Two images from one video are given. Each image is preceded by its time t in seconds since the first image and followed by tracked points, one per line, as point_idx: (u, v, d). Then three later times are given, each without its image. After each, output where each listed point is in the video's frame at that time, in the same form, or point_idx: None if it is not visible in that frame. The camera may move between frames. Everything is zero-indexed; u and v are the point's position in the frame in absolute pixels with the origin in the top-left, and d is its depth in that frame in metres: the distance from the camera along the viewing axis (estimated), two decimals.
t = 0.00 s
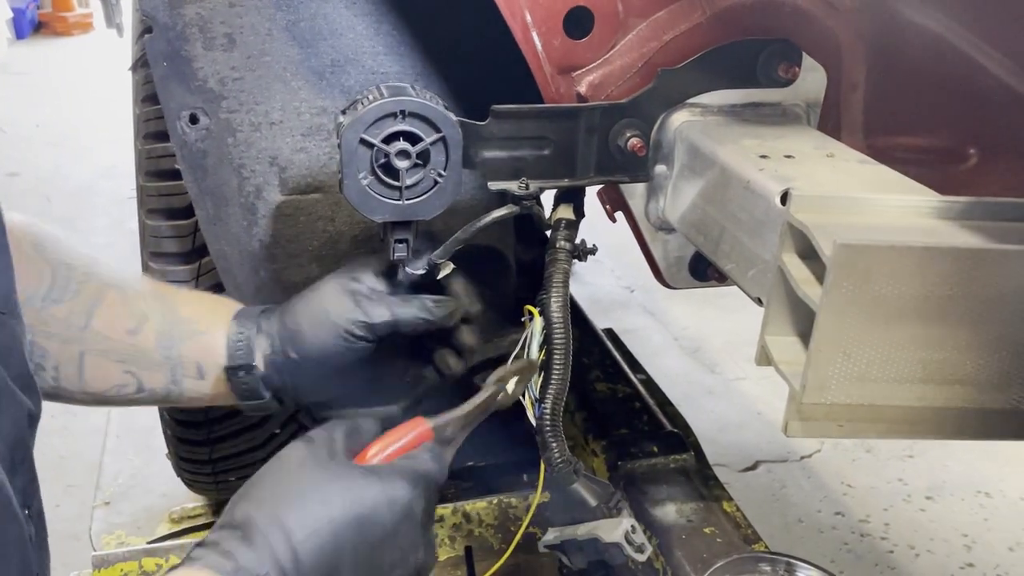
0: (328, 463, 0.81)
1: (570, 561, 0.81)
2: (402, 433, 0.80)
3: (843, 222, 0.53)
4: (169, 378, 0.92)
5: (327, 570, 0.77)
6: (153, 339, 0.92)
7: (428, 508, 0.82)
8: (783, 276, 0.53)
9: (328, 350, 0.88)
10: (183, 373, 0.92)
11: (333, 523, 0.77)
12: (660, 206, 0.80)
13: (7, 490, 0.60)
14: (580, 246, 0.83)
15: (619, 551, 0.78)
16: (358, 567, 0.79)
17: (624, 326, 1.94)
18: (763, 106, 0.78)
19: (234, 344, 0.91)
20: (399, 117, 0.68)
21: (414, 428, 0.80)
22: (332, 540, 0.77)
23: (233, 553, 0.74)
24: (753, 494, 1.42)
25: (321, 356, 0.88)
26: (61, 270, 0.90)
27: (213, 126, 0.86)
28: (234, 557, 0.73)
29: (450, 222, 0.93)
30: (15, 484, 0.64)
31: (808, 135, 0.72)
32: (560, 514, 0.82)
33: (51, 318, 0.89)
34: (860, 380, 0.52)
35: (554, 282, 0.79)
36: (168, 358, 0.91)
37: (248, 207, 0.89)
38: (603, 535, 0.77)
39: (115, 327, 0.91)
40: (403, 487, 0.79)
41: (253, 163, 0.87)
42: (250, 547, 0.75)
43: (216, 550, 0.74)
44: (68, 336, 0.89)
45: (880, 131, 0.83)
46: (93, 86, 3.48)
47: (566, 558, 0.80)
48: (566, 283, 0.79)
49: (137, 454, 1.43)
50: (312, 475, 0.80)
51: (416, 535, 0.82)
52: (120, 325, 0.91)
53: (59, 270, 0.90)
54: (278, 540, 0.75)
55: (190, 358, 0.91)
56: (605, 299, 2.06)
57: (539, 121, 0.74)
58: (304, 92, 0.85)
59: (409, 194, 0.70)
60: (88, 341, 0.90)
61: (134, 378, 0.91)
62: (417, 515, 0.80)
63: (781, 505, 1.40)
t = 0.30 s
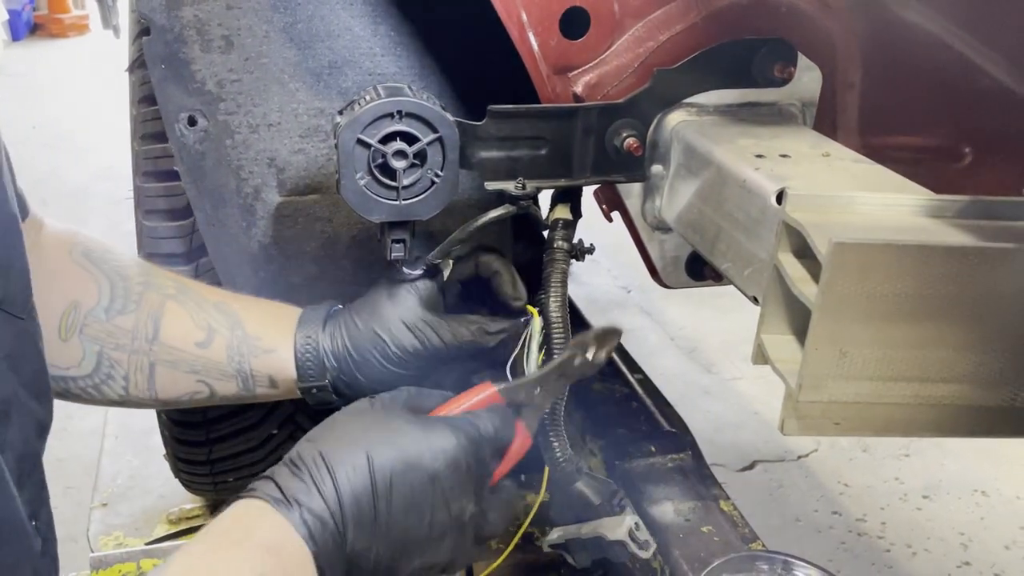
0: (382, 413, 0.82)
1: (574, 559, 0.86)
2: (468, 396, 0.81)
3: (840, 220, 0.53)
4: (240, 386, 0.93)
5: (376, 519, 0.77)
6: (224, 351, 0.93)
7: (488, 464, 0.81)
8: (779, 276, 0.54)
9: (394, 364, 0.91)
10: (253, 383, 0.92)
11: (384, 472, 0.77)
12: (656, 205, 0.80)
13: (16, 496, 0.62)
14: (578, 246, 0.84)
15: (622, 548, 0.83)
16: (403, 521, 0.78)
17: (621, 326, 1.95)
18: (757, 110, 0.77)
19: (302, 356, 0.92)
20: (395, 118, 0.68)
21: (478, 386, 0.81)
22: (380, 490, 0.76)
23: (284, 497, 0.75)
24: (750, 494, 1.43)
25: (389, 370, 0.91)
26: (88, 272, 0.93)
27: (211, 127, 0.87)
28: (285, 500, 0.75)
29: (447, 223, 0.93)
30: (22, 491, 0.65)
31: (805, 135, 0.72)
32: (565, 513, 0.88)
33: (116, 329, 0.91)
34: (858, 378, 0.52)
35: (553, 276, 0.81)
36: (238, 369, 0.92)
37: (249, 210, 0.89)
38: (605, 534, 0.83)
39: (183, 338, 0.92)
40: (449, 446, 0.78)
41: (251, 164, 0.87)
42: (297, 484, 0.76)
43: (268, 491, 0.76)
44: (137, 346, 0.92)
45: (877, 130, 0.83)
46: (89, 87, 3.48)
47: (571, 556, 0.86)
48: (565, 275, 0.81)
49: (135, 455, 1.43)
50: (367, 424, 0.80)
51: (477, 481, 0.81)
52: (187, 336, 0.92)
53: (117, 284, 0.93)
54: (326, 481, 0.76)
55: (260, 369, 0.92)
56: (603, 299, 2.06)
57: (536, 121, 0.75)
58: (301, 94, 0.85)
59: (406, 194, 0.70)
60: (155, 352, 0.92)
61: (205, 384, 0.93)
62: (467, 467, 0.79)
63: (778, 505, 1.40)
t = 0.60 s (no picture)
0: (453, 348, 0.83)
1: (569, 555, 0.90)
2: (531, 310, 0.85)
3: (838, 215, 0.53)
4: (233, 382, 0.92)
5: (472, 438, 0.78)
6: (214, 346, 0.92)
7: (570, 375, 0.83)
8: (778, 270, 0.54)
9: (387, 355, 0.91)
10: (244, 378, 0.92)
11: (467, 397, 0.79)
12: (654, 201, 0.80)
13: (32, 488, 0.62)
14: (574, 243, 0.86)
15: (617, 544, 0.87)
16: (497, 436, 0.79)
17: (619, 326, 1.95)
18: (754, 104, 0.79)
19: (297, 350, 0.92)
20: (394, 115, 0.68)
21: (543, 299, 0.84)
22: (470, 408, 0.79)
23: (390, 423, 0.78)
24: (749, 493, 1.43)
25: (383, 360, 0.91)
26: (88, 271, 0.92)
27: (208, 125, 0.87)
28: (388, 429, 0.77)
29: (446, 220, 0.93)
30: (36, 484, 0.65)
31: (802, 131, 0.72)
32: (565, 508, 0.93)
33: (108, 325, 0.90)
34: (857, 372, 0.52)
35: (548, 276, 0.84)
36: (229, 364, 0.91)
37: (247, 209, 0.90)
38: (601, 531, 0.87)
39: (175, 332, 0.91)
40: (519, 358, 0.80)
41: (249, 163, 0.88)
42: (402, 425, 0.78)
43: (371, 424, 0.79)
44: (130, 342, 0.90)
45: (874, 127, 0.83)
46: (86, 89, 3.47)
47: (566, 553, 0.90)
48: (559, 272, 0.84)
49: (133, 456, 1.43)
50: (449, 347, 0.84)
51: (552, 410, 0.81)
52: (180, 331, 0.91)
53: (110, 280, 0.92)
54: (421, 410, 0.78)
55: (254, 365, 0.91)
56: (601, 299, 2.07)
57: (534, 117, 0.75)
58: (298, 92, 0.85)
59: (405, 191, 0.70)
60: (148, 348, 0.90)
61: (198, 381, 0.92)
62: (546, 384, 0.81)
63: (776, 504, 1.40)
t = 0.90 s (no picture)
0: (474, 352, 0.84)
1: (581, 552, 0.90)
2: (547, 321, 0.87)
3: (831, 214, 0.53)
4: (261, 395, 0.93)
5: (492, 440, 0.79)
6: (239, 362, 0.92)
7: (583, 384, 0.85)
8: (771, 269, 0.54)
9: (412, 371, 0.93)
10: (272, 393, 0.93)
11: (491, 398, 0.79)
12: (648, 202, 0.80)
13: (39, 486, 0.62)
14: (572, 245, 0.87)
15: (629, 543, 0.86)
16: (516, 440, 0.80)
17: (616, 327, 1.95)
18: (747, 105, 0.78)
19: (319, 363, 0.92)
20: (388, 117, 0.69)
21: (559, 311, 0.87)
22: (492, 410, 0.79)
23: (412, 424, 0.78)
24: (746, 493, 1.43)
25: (407, 367, 0.92)
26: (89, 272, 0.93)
27: (207, 130, 0.88)
28: (413, 427, 0.78)
29: (442, 222, 0.93)
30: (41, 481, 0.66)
31: (795, 132, 0.73)
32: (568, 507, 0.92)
33: (133, 340, 0.90)
34: (850, 371, 0.52)
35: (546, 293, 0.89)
36: (256, 380, 0.92)
37: (244, 211, 0.91)
38: (613, 529, 0.86)
39: (208, 349, 0.92)
40: (540, 364, 0.81)
41: (248, 167, 0.88)
42: (425, 422, 0.78)
43: (394, 422, 0.79)
44: (155, 356, 0.91)
45: (868, 129, 0.84)
46: (81, 93, 3.47)
47: (576, 547, 0.90)
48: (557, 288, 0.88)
49: (131, 459, 1.43)
50: (470, 350, 0.84)
51: (566, 417, 0.82)
52: (205, 346, 0.92)
53: (112, 278, 0.91)
54: (445, 410, 0.79)
55: (280, 380, 0.92)
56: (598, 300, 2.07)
57: (529, 120, 0.76)
58: (296, 96, 0.86)
59: (400, 193, 0.71)
60: (173, 363, 0.91)
61: (225, 394, 0.93)
62: (564, 391, 0.82)
63: (774, 504, 1.40)
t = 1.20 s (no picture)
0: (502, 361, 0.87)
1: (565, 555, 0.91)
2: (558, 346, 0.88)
3: (820, 214, 0.53)
4: (272, 400, 0.93)
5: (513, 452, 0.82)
6: (250, 367, 0.93)
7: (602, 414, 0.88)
8: (762, 270, 0.54)
9: (423, 370, 0.96)
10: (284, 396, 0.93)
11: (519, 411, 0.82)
12: (641, 203, 0.80)
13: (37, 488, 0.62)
14: (568, 248, 0.87)
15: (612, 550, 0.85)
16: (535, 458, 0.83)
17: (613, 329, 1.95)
18: (739, 106, 0.78)
19: (332, 365, 0.94)
20: (380, 119, 0.69)
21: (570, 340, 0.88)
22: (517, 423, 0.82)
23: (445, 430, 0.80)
24: (743, 495, 1.43)
25: (415, 363, 0.95)
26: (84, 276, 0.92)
27: (198, 133, 0.88)
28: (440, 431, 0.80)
29: (436, 224, 0.94)
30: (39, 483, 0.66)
31: (786, 132, 0.73)
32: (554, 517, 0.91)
33: (144, 347, 0.91)
34: (840, 370, 0.52)
35: (547, 316, 0.87)
36: (267, 384, 0.92)
37: (236, 213, 0.91)
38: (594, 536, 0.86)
39: (219, 353, 0.93)
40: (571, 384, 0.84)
41: (239, 169, 0.89)
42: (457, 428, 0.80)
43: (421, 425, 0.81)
44: (164, 363, 0.91)
45: (859, 129, 0.85)
46: (78, 96, 3.47)
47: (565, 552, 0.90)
48: (557, 311, 0.87)
49: (126, 463, 1.42)
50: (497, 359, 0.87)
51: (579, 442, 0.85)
52: (215, 352, 0.93)
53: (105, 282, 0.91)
54: (479, 419, 0.81)
55: (291, 386, 0.93)
56: (594, 302, 2.07)
57: (520, 121, 0.76)
58: (288, 98, 0.86)
59: (392, 195, 0.71)
60: (183, 370, 0.92)
61: (236, 400, 0.93)
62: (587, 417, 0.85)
63: (771, 505, 1.41)
